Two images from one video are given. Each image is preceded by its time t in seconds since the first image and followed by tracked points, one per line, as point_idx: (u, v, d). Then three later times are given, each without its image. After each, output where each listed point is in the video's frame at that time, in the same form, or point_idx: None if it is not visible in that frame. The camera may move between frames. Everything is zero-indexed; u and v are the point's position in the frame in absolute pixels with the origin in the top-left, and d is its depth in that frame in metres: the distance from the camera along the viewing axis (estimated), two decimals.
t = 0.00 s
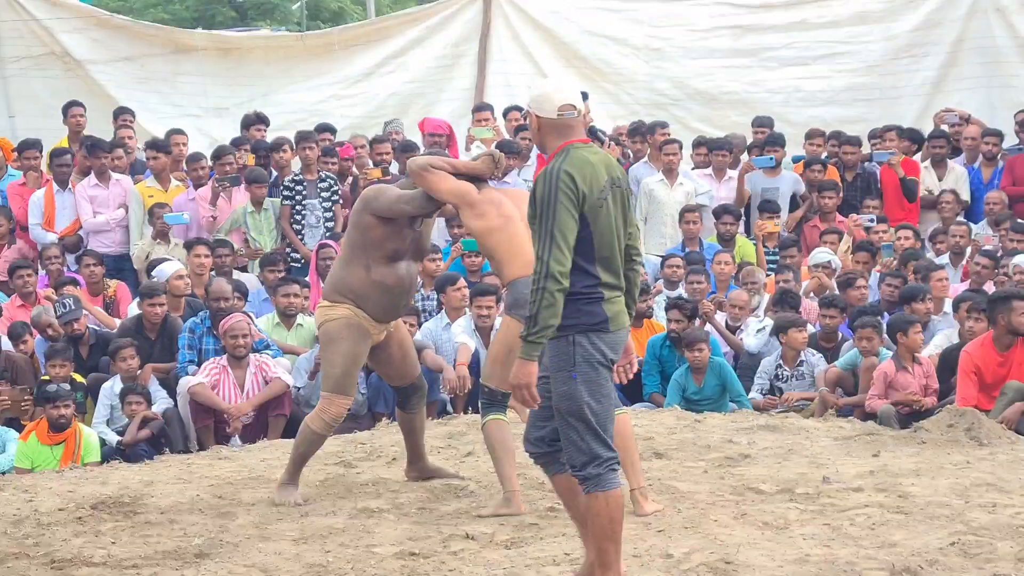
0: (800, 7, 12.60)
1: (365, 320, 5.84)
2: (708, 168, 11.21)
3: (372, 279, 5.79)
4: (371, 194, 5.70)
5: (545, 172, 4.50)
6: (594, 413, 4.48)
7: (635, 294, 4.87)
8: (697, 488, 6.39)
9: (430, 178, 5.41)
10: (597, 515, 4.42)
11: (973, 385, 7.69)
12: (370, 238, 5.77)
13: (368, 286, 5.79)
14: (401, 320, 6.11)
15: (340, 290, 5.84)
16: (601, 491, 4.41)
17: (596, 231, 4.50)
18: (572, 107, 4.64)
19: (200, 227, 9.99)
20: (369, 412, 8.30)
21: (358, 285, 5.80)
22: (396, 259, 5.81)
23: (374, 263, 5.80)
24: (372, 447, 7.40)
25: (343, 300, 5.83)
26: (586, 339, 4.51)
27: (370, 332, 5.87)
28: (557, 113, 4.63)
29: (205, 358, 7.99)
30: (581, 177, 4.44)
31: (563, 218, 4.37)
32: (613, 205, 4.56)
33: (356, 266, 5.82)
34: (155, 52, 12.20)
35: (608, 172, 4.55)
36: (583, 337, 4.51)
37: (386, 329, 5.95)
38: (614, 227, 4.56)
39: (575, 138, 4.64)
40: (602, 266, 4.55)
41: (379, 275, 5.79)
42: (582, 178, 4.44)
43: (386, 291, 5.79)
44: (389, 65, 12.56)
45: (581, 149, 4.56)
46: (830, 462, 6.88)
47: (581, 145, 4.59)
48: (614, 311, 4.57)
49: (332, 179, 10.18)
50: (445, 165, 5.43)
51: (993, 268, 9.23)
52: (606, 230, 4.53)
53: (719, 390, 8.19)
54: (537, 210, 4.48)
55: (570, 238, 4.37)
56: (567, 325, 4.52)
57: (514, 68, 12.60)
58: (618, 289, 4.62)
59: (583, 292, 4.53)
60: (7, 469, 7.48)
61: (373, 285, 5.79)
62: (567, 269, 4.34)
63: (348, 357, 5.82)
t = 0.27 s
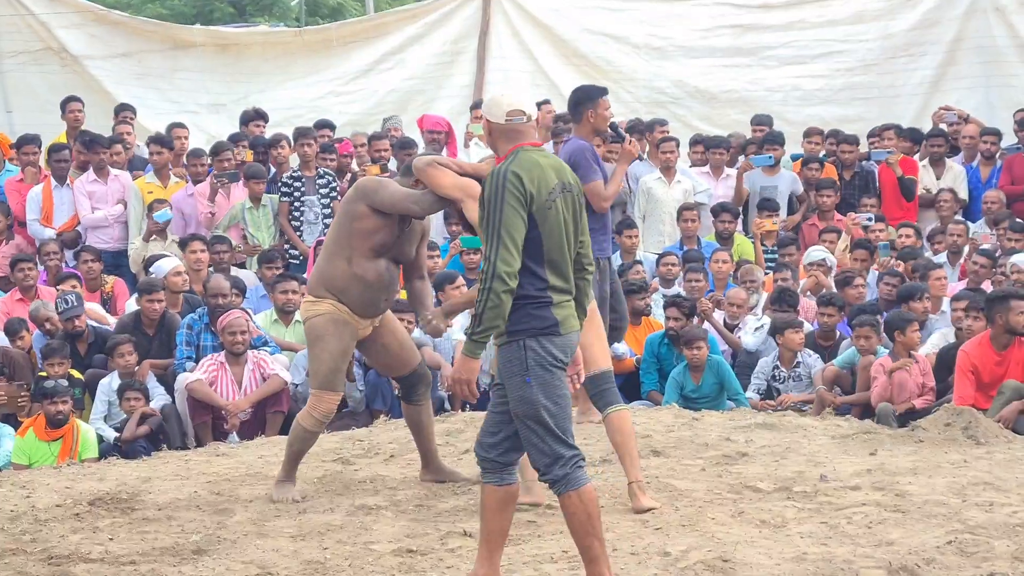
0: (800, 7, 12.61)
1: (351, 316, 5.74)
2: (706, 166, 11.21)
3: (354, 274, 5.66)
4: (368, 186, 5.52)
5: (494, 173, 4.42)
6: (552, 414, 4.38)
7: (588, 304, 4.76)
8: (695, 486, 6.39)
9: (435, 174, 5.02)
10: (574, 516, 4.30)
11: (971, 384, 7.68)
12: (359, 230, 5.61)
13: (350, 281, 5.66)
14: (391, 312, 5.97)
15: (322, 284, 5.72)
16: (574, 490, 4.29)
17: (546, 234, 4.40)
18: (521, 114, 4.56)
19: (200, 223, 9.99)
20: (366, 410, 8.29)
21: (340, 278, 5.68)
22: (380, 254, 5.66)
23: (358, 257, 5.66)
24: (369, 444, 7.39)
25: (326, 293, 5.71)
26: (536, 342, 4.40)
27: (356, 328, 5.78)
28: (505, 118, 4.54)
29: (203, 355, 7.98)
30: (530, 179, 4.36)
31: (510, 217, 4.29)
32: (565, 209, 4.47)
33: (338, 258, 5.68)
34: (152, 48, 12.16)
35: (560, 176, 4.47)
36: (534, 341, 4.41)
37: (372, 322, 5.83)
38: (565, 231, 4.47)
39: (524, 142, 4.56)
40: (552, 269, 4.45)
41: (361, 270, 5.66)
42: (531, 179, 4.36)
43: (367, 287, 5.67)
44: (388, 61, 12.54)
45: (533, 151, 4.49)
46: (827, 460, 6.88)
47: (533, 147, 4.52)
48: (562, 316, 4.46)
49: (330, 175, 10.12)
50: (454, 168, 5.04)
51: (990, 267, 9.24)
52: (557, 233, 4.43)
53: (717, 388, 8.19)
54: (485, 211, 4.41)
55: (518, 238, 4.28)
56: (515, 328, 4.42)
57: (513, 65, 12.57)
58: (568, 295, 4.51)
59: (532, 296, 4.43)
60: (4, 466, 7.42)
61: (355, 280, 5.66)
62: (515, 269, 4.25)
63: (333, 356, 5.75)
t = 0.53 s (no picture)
0: (801, 6, 12.63)
1: (346, 310, 5.73)
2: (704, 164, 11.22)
3: (344, 267, 5.68)
4: (358, 177, 5.56)
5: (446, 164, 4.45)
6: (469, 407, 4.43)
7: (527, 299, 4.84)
8: (693, 484, 6.40)
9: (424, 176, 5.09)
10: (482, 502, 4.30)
11: (968, 383, 7.70)
12: (347, 223, 5.64)
13: (340, 274, 5.68)
14: (386, 304, 5.94)
15: (316, 283, 5.72)
16: (473, 478, 4.30)
17: (501, 226, 4.46)
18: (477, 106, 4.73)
19: (199, 219, 9.98)
20: (364, 406, 8.29)
21: (330, 273, 5.69)
22: (369, 246, 5.69)
23: (346, 250, 5.68)
24: (368, 440, 7.40)
25: (317, 289, 5.72)
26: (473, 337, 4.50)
27: (354, 323, 5.76)
28: (461, 110, 4.71)
29: (201, 350, 7.97)
30: (488, 171, 4.42)
31: (471, 208, 4.34)
32: (518, 204, 4.54)
33: (328, 253, 5.70)
34: (152, 45, 12.17)
35: (514, 170, 4.53)
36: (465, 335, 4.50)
37: (370, 315, 5.83)
38: (516, 223, 4.54)
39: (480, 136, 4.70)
40: (503, 262, 4.51)
41: (350, 263, 5.68)
42: (489, 171, 4.41)
43: (357, 280, 5.67)
44: (388, 58, 12.54)
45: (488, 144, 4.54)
46: (825, 458, 6.89)
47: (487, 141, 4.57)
48: (507, 310, 4.54)
49: (329, 172, 10.14)
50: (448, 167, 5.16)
51: (989, 266, 9.25)
52: (511, 226, 4.50)
53: (715, 385, 8.19)
54: (440, 203, 4.44)
55: (479, 229, 4.34)
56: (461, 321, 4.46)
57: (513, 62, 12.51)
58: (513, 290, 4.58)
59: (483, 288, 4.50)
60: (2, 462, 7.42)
61: (346, 273, 5.67)
62: (480, 259, 4.32)
63: (332, 352, 5.72)
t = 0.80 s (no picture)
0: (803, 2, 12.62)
1: (357, 306, 5.68)
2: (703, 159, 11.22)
3: (360, 265, 5.62)
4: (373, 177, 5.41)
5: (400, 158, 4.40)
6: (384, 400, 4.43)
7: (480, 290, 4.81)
8: (691, 478, 6.40)
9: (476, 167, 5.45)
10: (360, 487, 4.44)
11: (967, 378, 7.71)
12: (363, 221, 5.55)
13: (357, 272, 5.61)
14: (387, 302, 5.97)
15: (325, 277, 5.62)
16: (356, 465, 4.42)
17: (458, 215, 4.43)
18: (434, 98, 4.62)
19: (198, 212, 10.03)
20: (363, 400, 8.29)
21: (345, 271, 5.61)
22: (384, 244, 5.63)
23: (362, 247, 5.60)
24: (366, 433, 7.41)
25: (330, 286, 5.64)
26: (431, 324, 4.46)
27: (359, 317, 5.73)
28: (418, 103, 4.59)
29: (200, 343, 7.98)
30: (442, 162, 4.38)
31: (431, 198, 4.28)
32: (474, 193, 4.52)
33: (342, 250, 5.61)
34: (152, 38, 12.16)
35: (467, 160, 4.51)
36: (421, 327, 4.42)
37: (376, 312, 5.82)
38: (472, 212, 4.52)
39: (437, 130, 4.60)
40: (461, 253, 4.48)
41: (367, 260, 5.62)
42: (442, 162, 4.37)
43: (373, 277, 5.64)
44: (388, 52, 12.54)
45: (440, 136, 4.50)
46: (823, 453, 6.89)
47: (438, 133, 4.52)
48: (463, 302, 4.50)
49: (328, 165, 10.02)
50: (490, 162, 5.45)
51: (988, 262, 9.24)
52: (467, 215, 4.47)
53: (713, 380, 8.19)
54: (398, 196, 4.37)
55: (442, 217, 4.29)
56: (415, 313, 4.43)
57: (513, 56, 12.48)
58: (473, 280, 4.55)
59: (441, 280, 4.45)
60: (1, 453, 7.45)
61: (361, 271, 5.62)
62: (446, 245, 4.26)
63: (338, 348, 5.66)
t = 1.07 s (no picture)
0: None
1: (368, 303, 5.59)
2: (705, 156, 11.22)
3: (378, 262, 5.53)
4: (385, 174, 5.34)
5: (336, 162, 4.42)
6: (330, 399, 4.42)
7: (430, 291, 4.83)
8: (692, 475, 6.40)
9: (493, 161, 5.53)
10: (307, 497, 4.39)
11: (967, 376, 7.70)
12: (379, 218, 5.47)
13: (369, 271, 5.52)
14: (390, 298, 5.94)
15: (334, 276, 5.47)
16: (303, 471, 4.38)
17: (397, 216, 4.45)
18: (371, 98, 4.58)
19: (199, 208, 10.01)
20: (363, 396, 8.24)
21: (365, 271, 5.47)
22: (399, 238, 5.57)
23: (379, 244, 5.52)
24: (367, 429, 7.41)
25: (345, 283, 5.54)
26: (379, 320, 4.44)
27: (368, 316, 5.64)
28: (350, 108, 4.56)
29: (200, 339, 7.98)
30: (376, 165, 4.41)
31: (367, 198, 4.30)
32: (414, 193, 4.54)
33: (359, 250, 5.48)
34: (152, 33, 12.14)
35: (405, 161, 4.54)
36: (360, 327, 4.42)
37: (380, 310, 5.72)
38: (413, 213, 4.54)
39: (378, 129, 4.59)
40: (401, 253, 4.49)
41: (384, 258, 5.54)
42: (377, 164, 4.40)
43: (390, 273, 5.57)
44: (388, 48, 12.52)
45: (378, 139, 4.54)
46: (824, 451, 6.89)
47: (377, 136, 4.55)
48: (409, 301, 4.51)
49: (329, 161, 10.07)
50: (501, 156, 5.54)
51: (989, 259, 9.23)
52: (407, 216, 4.49)
53: (713, 376, 8.18)
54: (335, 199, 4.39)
55: (381, 215, 4.30)
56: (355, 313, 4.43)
57: (514, 53, 12.53)
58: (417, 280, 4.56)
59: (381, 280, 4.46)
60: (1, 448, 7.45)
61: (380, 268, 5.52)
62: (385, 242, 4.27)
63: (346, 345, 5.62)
